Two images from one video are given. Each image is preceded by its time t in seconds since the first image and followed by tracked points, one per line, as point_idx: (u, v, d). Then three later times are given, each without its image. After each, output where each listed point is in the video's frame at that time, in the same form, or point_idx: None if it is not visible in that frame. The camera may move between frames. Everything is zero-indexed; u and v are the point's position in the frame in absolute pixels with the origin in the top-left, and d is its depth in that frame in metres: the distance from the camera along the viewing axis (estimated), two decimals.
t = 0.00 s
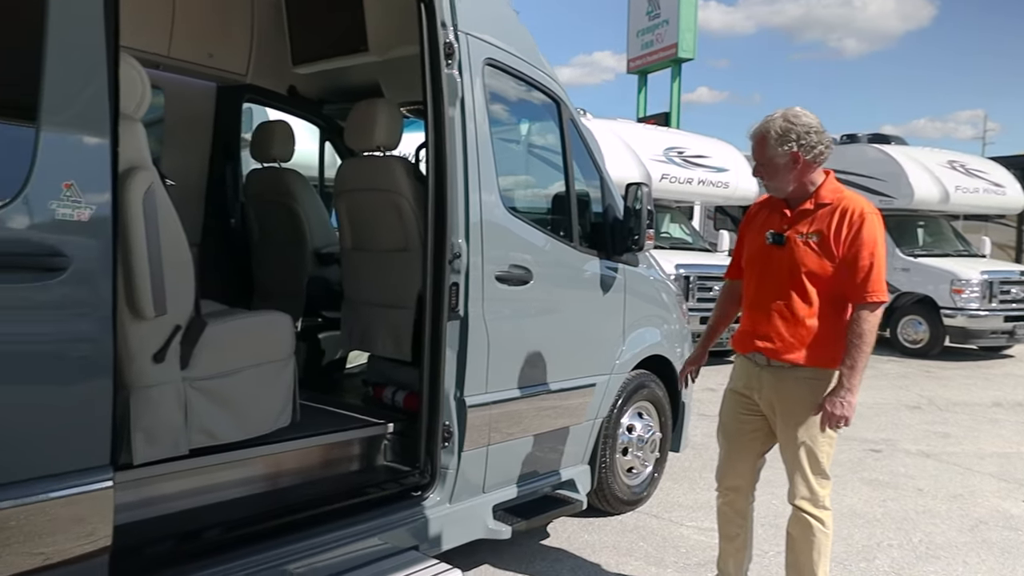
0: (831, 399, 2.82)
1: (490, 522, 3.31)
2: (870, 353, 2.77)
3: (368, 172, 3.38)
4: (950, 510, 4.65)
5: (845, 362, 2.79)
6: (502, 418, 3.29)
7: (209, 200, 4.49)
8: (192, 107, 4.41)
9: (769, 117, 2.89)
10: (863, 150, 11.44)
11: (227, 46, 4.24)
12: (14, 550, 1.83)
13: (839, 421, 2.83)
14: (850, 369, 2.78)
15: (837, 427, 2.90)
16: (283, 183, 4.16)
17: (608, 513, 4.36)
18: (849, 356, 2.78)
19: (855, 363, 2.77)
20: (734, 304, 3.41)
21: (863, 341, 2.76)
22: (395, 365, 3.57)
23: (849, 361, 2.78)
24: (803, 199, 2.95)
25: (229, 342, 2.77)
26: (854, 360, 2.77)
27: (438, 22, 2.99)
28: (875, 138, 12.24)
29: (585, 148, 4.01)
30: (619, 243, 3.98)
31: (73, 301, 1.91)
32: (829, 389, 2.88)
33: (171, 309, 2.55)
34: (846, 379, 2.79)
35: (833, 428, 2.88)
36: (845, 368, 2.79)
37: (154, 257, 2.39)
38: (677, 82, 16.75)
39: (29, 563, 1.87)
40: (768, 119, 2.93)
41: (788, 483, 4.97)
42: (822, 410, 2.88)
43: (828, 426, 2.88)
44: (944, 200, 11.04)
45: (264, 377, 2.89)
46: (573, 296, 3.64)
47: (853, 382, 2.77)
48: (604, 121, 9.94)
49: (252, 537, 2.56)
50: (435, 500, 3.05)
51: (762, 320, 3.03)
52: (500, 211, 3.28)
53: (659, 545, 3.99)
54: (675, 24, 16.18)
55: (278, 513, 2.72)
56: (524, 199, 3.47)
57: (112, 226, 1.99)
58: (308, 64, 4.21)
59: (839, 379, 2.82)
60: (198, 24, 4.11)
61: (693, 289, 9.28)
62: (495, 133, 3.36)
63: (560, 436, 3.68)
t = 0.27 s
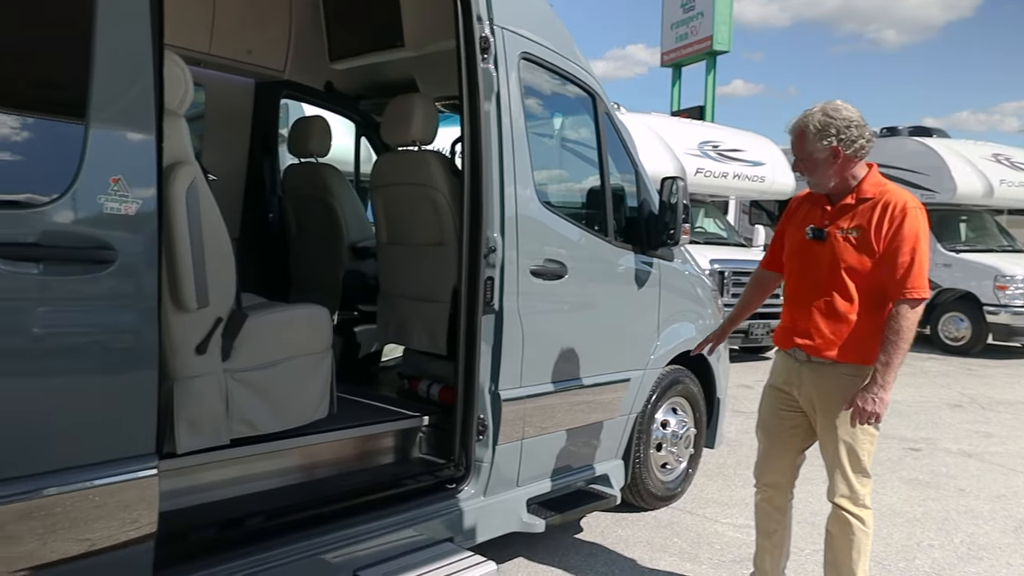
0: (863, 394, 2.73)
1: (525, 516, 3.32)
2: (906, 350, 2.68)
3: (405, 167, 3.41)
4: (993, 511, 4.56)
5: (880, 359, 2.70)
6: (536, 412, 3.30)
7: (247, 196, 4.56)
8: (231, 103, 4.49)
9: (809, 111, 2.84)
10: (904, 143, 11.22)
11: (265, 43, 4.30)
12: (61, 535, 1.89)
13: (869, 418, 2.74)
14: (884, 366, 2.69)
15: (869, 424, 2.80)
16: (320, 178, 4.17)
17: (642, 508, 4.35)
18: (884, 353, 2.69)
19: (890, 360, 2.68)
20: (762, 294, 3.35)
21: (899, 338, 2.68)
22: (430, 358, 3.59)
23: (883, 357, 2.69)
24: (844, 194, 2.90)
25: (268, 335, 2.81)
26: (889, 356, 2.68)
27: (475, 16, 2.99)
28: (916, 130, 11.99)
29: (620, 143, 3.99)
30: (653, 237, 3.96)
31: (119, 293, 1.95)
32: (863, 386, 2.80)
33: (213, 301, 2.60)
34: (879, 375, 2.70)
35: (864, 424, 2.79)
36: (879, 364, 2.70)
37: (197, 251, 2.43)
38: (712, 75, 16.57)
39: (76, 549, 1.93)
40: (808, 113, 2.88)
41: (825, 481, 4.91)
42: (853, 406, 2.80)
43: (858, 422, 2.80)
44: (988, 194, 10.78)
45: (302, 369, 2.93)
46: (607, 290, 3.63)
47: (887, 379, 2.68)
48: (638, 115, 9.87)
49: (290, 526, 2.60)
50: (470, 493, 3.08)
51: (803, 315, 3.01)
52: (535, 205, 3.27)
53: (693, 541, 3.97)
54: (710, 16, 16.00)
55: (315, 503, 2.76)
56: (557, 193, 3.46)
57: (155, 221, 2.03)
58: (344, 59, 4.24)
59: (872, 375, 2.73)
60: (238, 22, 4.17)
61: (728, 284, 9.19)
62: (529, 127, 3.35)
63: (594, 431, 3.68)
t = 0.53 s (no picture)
0: (899, 393, 2.69)
1: (559, 513, 3.32)
2: (948, 350, 2.63)
3: (441, 164, 3.42)
4: None
5: (919, 358, 2.66)
6: (570, 409, 3.30)
7: (284, 193, 4.63)
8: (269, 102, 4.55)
9: (854, 106, 2.77)
10: (946, 138, 10.98)
11: (302, 42, 4.35)
12: (105, 525, 1.94)
13: (904, 417, 2.69)
14: (924, 365, 2.64)
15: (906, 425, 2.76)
16: (357, 176, 4.22)
17: (676, 507, 4.32)
18: (925, 352, 2.65)
19: (930, 360, 2.64)
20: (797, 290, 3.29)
21: (941, 337, 2.63)
22: (464, 354, 3.61)
23: (923, 356, 2.64)
24: (889, 191, 2.84)
25: (307, 330, 2.84)
26: (930, 356, 2.64)
27: (511, 14, 2.99)
28: (959, 125, 11.72)
29: (655, 139, 3.96)
30: (689, 234, 3.94)
31: (160, 289, 1.98)
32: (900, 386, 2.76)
33: (253, 297, 2.64)
34: (917, 374, 2.66)
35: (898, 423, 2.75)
36: (918, 364, 2.66)
37: (238, 247, 2.48)
38: (747, 70, 16.38)
39: (120, 538, 1.98)
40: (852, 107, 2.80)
41: (864, 482, 4.83)
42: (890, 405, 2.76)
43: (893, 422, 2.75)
44: None
45: (339, 365, 2.96)
46: (642, 287, 3.61)
47: (925, 379, 2.64)
48: (672, 112, 9.80)
49: (326, 519, 2.63)
50: (504, 489, 3.09)
51: (845, 314, 2.96)
52: (570, 202, 3.26)
53: (728, 541, 3.94)
54: (745, 10, 15.80)
55: (351, 497, 2.78)
56: (590, 190, 3.42)
57: (196, 218, 2.06)
58: (382, 57, 4.26)
59: (911, 374, 2.69)
60: (277, 22, 4.23)
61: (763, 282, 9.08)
62: (564, 124, 3.34)
63: (628, 429, 3.66)
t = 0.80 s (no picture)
0: (951, 396, 2.65)
1: (589, 511, 3.32)
2: (999, 351, 2.60)
3: (472, 162, 3.43)
4: None
5: (971, 360, 2.62)
6: (601, 408, 3.29)
7: (317, 192, 4.69)
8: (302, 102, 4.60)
9: (901, 101, 2.71)
10: (986, 134, 10.75)
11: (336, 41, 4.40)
12: (142, 518, 1.98)
13: (956, 420, 2.65)
14: (976, 367, 2.60)
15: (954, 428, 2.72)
16: (389, 175, 4.24)
17: (707, 507, 4.29)
18: (976, 353, 2.61)
19: (982, 361, 2.60)
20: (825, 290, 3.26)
21: (993, 337, 2.59)
22: (495, 352, 3.62)
23: (976, 358, 2.61)
24: (932, 188, 2.80)
25: (340, 327, 2.87)
26: (981, 357, 2.60)
27: (543, 11, 2.99)
28: (999, 121, 11.47)
29: (687, 136, 3.92)
30: (721, 232, 3.90)
31: (195, 287, 2.01)
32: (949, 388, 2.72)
33: (288, 294, 2.66)
34: (969, 376, 2.62)
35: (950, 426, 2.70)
36: (970, 365, 2.62)
37: (273, 245, 2.51)
38: (780, 67, 16.18)
39: (157, 531, 2.01)
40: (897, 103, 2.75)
41: (899, 485, 4.75)
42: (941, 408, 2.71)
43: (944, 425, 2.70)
44: None
45: (372, 362, 2.99)
46: (674, 286, 3.59)
47: (978, 380, 2.60)
48: (703, 109, 9.72)
49: (358, 515, 2.66)
50: (535, 487, 3.09)
51: (886, 314, 2.91)
52: (601, 200, 3.25)
53: (760, 542, 3.90)
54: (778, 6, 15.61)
55: (382, 494, 2.81)
56: (620, 187, 3.40)
57: (232, 217, 2.09)
58: (414, 57, 4.27)
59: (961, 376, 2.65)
60: (310, 22, 4.28)
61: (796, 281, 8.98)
62: (595, 122, 3.32)
63: (659, 428, 3.65)
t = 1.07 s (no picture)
0: (996, 399, 2.61)
1: (613, 511, 3.31)
2: None
3: (496, 161, 3.44)
4: None
5: (1014, 361, 2.60)
6: (625, 407, 3.28)
7: (342, 191, 4.72)
8: (327, 101, 4.63)
9: (940, 97, 2.68)
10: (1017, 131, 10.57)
11: (362, 41, 4.42)
12: (171, 513, 2.00)
13: (1000, 424, 2.61)
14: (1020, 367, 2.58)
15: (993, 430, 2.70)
16: (413, 174, 4.22)
17: (732, 508, 4.26)
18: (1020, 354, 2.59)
19: None
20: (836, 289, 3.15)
21: None
22: (519, 351, 3.62)
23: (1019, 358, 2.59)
24: (968, 186, 2.76)
25: (365, 325, 2.88)
26: None
27: (568, 9, 2.98)
28: None
29: (712, 134, 3.89)
30: (747, 231, 3.88)
31: (222, 284, 2.03)
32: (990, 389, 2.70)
33: (314, 292, 2.68)
34: (1013, 378, 2.60)
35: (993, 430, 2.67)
36: (1014, 366, 2.60)
37: (300, 244, 2.53)
38: (806, 63, 16.00)
39: (185, 525, 2.03)
40: (934, 98, 2.71)
41: (928, 487, 4.68)
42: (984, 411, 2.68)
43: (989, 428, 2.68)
44: None
45: (397, 359, 3.00)
46: (699, 284, 3.57)
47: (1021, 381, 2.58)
48: (727, 107, 9.65)
49: (382, 512, 2.67)
50: (559, 486, 3.09)
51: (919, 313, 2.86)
52: (626, 198, 3.24)
53: (785, 544, 3.87)
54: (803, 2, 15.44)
55: (406, 491, 2.82)
56: (643, 185, 3.38)
57: (259, 215, 2.11)
58: (438, 55, 4.29)
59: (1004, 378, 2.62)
60: (336, 22, 4.30)
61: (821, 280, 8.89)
62: (620, 120, 3.31)
63: (683, 428, 3.63)
